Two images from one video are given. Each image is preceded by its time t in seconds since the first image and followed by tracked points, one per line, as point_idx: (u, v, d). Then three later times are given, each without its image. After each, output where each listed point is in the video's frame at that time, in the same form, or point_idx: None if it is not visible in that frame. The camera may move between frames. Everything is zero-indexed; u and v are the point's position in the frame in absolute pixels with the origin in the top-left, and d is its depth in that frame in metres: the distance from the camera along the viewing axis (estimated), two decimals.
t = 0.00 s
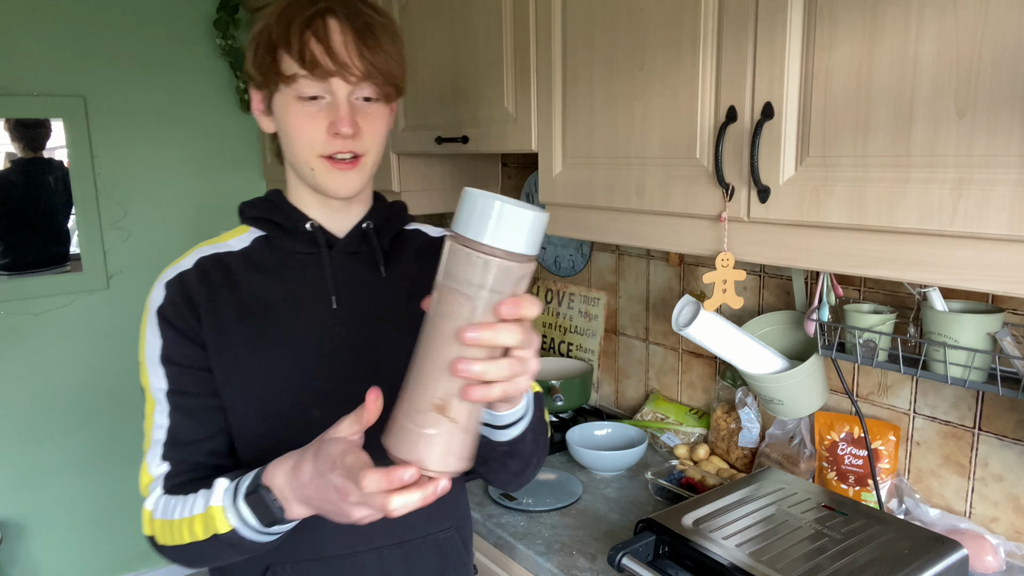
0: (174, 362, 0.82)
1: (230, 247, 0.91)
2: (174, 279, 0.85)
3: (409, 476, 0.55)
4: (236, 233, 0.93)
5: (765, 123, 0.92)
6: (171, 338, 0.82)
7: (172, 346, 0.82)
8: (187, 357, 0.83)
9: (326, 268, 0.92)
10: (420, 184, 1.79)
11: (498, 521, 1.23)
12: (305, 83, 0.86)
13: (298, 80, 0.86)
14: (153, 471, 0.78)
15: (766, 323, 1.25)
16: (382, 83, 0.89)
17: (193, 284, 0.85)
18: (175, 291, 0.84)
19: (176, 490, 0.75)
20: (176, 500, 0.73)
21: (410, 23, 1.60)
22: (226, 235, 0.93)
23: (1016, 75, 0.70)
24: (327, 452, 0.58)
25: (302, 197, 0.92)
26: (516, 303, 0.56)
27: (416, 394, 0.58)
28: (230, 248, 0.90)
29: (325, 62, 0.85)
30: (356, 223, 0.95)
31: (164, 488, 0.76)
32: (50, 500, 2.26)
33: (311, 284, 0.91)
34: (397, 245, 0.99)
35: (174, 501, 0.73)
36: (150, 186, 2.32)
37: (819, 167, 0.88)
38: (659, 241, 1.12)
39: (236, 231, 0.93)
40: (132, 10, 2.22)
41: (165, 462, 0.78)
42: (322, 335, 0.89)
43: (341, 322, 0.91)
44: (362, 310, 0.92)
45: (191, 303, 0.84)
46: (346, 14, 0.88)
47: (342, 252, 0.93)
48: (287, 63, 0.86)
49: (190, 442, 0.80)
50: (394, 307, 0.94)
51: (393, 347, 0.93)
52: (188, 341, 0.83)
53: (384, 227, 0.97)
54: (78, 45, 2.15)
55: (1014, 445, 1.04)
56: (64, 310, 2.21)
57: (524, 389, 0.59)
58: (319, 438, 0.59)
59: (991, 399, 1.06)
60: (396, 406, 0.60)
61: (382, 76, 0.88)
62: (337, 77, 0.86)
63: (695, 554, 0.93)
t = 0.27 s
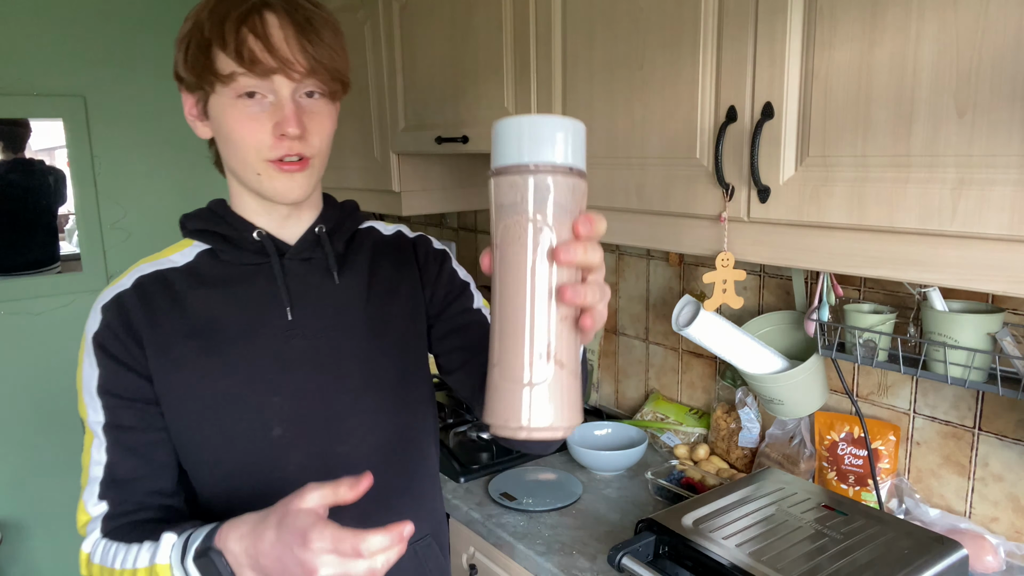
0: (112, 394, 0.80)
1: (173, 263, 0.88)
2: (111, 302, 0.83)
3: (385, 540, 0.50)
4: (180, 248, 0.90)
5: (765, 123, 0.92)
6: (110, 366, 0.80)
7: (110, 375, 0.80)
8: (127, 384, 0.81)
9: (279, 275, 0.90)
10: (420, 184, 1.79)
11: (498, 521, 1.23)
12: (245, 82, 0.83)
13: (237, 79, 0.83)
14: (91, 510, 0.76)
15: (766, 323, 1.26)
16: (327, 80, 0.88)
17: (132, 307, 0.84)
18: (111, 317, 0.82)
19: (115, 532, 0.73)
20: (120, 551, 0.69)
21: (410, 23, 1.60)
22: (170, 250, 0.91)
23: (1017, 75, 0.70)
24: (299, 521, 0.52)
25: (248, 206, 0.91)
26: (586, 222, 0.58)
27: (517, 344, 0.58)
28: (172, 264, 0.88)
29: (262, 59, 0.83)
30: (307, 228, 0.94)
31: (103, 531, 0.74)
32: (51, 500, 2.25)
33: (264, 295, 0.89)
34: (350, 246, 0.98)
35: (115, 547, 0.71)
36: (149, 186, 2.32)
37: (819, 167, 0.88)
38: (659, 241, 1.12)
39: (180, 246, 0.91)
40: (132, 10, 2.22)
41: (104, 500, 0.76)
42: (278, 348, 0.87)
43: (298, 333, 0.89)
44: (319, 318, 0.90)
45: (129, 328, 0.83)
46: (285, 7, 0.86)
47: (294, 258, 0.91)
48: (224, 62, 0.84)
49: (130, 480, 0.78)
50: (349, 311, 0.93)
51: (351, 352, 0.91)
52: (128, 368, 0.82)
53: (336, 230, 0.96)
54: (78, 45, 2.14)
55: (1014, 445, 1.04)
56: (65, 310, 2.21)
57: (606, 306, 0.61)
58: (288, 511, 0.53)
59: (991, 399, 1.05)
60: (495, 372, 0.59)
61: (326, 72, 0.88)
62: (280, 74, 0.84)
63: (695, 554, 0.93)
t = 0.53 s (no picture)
0: (98, 413, 0.80)
1: (155, 275, 0.87)
2: (93, 319, 0.82)
3: (403, 573, 0.57)
4: (162, 257, 0.89)
5: (766, 123, 0.92)
6: (94, 386, 0.80)
7: (95, 395, 0.80)
8: (113, 402, 0.81)
9: (265, 282, 0.89)
10: (420, 184, 1.80)
11: (498, 521, 1.23)
12: (222, 83, 0.84)
13: (215, 80, 0.84)
14: (80, 535, 0.75)
15: (766, 323, 1.26)
16: (307, 84, 0.87)
17: (115, 324, 0.83)
18: (93, 335, 0.81)
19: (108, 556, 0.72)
20: None
21: (410, 23, 1.60)
22: (151, 260, 0.90)
23: (1017, 75, 0.70)
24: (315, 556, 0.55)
25: (230, 212, 0.90)
26: (587, 138, 0.58)
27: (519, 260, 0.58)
28: (154, 276, 0.87)
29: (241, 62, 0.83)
30: (294, 233, 0.93)
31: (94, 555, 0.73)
32: (50, 500, 2.25)
33: (251, 304, 0.88)
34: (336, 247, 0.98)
35: (113, 574, 0.69)
36: (148, 187, 2.32)
37: (819, 167, 0.88)
38: (659, 241, 1.12)
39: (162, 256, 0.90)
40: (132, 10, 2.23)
41: (93, 522, 0.75)
42: (267, 357, 0.87)
43: (287, 341, 0.89)
44: (308, 324, 0.90)
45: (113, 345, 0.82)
46: (266, 8, 0.85)
47: (281, 265, 0.91)
48: (202, 64, 0.84)
49: (118, 501, 0.77)
50: (337, 316, 0.93)
51: (342, 357, 0.91)
52: (112, 386, 0.81)
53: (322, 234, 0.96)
54: (78, 45, 2.14)
55: (1014, 445, 1.04)
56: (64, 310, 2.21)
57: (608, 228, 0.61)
58: (300, 545, 0.57)
59: (991, 399, 1.05)
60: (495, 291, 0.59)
61: (307, 76, 0.87)
62: (257, 78, 0.84)
63: (695, 554, 0.93)
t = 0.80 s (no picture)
0: (104, 417, 0.77)
1: (153, 282, 0.86)
2: (94, 325, 0.80)
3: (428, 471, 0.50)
4: (158, 265, 0.89)
5: (766, 123, 0.92)
6: (99, 389, 0.78)
7: (101, 400, 0.77)
8: (118, 408, 0.79)
9: (264, 286, 0.89)
10: (420, 184, 1.80)
11: (498, 521, 1.23)
12: (220, 87, 0.83)
13: (212, 85, 0.83)
14: (95, 545, 0.70)
15: (766, 323, 1.26)
16: (306, 87, 0.88)
17: (116, 329, 0.81)
18: (95, 340, 0.79)
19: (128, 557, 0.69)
20: None
21: (411, 23, 1.60)
22: (147, 268, 0.89)
23: (1016, 75, 0.70)
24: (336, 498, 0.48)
25: (226, 217, 0.90)
26: (591, 129, 0.58)
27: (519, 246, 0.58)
28: (152, 284, 0.86)
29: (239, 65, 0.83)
30: (292, 236, 0.94)
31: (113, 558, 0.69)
32: (51, 500, 2.25)
33: (251, 308, 0.88)
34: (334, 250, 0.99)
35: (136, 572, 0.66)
36: (148, 187, 2.32)
37: (819, 167, 0.88)
38: (659, 241, 1.12)
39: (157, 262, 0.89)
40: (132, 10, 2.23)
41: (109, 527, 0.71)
42: (269, 363, 0.87)
43: (288, 345, 0.88)
44: (308, 327, 0.90)
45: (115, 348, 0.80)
46: (263, 10, 0.85)
47: (279, 268, 0.91)
48: (198, 67, 0.83)
49: (133, 505, 0.74)
50: (337, 318, 0.93)
51: (343, 359, 0.91)
52: (115, 389, 0.79)
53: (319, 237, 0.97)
54: (78, 45, 2.14)
55: (1014, 445, 1.04)
56: (64, 311, 2.21)
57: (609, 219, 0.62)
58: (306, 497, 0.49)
59: (991, 399, 1.05)
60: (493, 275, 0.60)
61: (306, 78, 0.87)
62: (257, 82, 0.84)
63: (695, 554, 0.93)
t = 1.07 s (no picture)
0: (113, 414, 0.75)
1: (146, 290, 0.86)
2: (91, 329, 0.79)
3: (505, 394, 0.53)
4: (148, 274, 0.88)
5: (765, 123, 0.92)
6: (105, 388, 0.76)
7: (107, 397, 0.75)
8: (123, 409, 0.77)
9: (260, 290, 0.89)
10: (420, 184, 1.80)
11: (498, 521, 1.23)
12: (225, 100, 0.82)
13: (217, 98, 0.82)
14: (126, 539, 0.67)
15: (766, 323, 1.26)
16: (309, 97, 0.88)
17: (114, 332, 0.80)
18: (94, 342, 0.78)
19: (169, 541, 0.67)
20: (199, 542, 0.64)
21: (411, 22, 1.60)
22: (136, 277, 0.88)
23: (1017, 75, 0.70)
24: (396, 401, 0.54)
25: (219, 228, 0.89)
26: (584, 219, 0.56)
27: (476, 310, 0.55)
28: (145, 292, 0.85)
29: (243, 78, 0.82)
30: (284, 240, 0.94)
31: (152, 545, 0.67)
32: (51, 500, 2.25)
33: (248, 313, 0.88)
34: (326, 256, 1.00)
35: (188, 547, 0.65)
36: (148, 187, 2.32)
37: (819, 167, 0.88)
38: (659, 241, 1.12)
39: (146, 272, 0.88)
40: (132, 10, 2.23)
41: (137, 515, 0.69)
42: (266, 367, 0.87)
43: (285, 349, 0.89)
44: (304, 332, 0.91)
45: (117, 349, 0.79)
46: (265, 21, 0.85)
47: (275, 273, 0.91)
48: (202, 79, 0.82)
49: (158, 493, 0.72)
50: (333, 322, 0.94)
51: (339, 362, 0.92)
52: (123, 387, 0.77)
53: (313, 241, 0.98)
54: (78, 45, 2.14)
55: (1014, 445, 1.04)
56: (64, 311, 2.21)
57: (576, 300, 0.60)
58: (382, 400, 0.56)
59: (991, 399, 1.05)
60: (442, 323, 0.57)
61: (310, 88, 0.88)
62: (264, 93, 0.83)
63: (695, 554, 0.94)
